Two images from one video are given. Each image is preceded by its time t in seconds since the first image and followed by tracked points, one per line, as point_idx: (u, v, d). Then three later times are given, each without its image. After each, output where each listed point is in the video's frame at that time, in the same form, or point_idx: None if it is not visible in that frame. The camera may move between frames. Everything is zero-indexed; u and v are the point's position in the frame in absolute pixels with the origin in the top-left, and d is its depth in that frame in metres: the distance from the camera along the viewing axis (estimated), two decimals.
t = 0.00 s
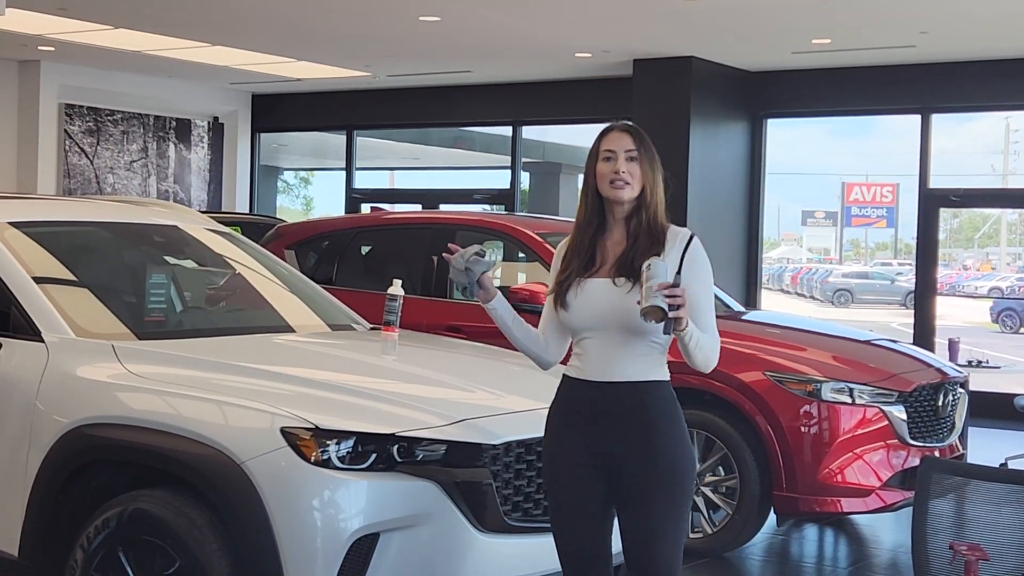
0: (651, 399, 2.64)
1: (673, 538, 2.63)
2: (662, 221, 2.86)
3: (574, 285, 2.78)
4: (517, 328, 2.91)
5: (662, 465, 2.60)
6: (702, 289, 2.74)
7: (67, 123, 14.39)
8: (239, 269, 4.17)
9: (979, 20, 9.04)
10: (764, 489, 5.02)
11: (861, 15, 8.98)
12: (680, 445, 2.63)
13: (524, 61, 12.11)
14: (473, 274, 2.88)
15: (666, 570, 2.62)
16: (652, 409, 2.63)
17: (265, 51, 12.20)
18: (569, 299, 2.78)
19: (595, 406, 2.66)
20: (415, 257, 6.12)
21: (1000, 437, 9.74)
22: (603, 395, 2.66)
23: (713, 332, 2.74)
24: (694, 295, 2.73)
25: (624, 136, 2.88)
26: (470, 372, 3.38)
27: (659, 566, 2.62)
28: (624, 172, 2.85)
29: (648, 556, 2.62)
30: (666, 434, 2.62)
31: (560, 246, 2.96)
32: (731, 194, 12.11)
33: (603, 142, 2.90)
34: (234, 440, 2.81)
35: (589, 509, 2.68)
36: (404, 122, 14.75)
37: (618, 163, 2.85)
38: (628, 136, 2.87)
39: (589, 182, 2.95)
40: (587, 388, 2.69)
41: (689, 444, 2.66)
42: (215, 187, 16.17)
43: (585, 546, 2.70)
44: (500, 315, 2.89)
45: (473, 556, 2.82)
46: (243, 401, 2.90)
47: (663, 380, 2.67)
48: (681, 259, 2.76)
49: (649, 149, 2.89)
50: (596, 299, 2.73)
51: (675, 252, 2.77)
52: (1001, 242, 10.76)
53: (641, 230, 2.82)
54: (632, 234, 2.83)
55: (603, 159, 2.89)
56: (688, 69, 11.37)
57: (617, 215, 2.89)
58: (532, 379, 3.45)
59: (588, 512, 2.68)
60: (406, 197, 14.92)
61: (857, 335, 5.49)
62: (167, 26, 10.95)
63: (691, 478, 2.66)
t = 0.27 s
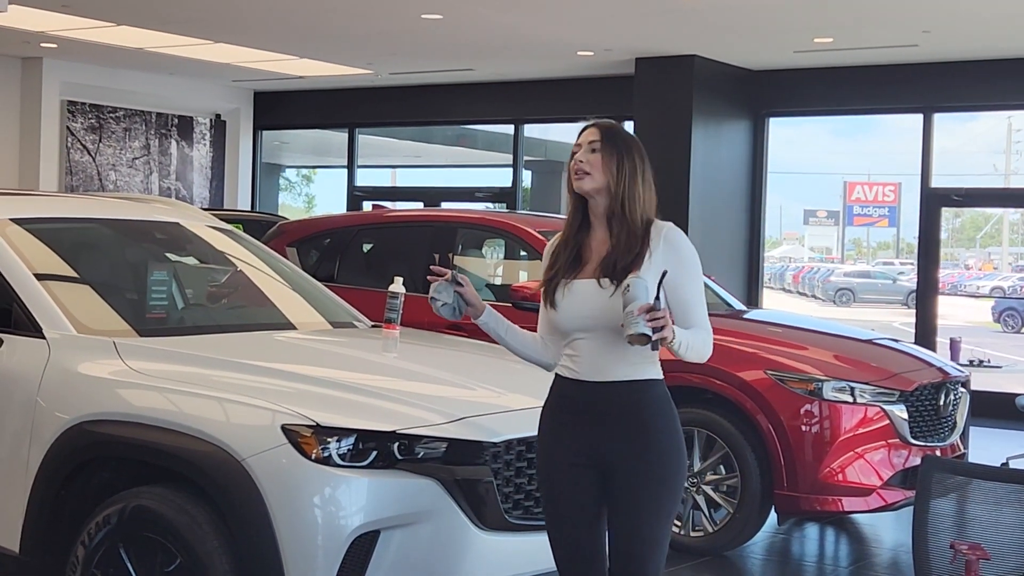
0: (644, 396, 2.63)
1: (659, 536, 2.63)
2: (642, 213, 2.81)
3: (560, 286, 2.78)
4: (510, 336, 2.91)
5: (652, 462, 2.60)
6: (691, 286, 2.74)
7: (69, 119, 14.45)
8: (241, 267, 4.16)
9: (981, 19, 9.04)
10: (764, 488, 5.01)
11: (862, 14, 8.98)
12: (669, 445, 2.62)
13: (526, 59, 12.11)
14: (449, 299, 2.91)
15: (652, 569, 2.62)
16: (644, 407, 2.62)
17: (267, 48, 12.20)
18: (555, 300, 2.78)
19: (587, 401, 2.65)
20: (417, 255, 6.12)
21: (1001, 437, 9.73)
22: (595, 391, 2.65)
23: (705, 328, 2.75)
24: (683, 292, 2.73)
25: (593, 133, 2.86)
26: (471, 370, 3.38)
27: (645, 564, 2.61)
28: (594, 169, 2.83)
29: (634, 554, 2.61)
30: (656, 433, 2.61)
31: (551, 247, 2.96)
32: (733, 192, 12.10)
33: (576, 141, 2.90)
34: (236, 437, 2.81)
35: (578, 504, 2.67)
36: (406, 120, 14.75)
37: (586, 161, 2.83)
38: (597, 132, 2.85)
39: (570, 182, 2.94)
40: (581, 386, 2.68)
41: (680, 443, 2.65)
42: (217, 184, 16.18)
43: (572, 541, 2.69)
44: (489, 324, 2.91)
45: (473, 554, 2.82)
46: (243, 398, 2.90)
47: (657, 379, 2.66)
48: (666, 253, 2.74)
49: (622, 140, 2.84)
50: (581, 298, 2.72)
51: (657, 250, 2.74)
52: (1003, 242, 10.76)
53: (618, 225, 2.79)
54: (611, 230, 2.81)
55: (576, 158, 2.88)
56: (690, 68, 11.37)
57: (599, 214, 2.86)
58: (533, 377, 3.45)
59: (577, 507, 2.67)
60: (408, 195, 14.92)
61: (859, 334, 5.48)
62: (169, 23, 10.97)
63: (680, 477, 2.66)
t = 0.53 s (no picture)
0: (645, 396, 2.63)
1: (657, 536, 2.63)
2: (629, 212, 2.78)
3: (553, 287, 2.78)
4: (503, 329, 2.91)
5: (652, 462, 2.59)
6: (684, 278, 2.70)
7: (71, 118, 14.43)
8: (243, 265, 4.16)
9: (984, 19, 9.04)
10: (766, 489, 5.01)
11: (865, 14, 8.98)
12: (670, 444, 2.62)
13: (528, 59, 12.11)
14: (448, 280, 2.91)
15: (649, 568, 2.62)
16: (645, 406, 2.62)
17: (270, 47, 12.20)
18: (549, 302, 2.78)
19: (588, 399, 2.65)
20: (419, 254, 6.12)
21: (1002, 437, 9.73)
22: (597, 390, 2.64)
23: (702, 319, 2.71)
24: (675, 285, 2.70)
25: (578, 133, 2.84)
26: (473, 369, 3.38)
27: (642, 563, 2.62)
28: (577, 169, 2.81)
29: (632, 553, 2.62)
30: (657, 432, 2.61)
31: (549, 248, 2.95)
32: (735, 192, 12.10)
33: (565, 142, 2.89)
34: (237, 436, 2.81)
35: (577, 501, 2.67)
36: (408, 119, 14.74)
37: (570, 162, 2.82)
38: (582, 132, 2.82)
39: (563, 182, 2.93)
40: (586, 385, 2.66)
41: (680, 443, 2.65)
42: (220, 183, 16.18)
43: (571, 539, 2.70)
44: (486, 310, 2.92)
45: (475, 553, 2.82)
46: (245, 397, 2.90)
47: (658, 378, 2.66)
48: (654, 250, 2.71)
49: (606, 137, 2.80)
50: (573, 300, 2.72)
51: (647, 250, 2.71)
52: (1005, 242, 10.79)
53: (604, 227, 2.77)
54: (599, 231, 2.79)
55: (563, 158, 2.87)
56: (692, 68, 11.36)
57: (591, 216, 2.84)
58: (534, 376, 3.45)
59: (575, 505, 2.67)
60: (411, 194, 14.93)
61: (861, 334, 5.48)
62: (171, 22, 10.96)
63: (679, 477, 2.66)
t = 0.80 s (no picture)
0: (651, 398, 2.62)
1: (667, 538, 2.62)
2: (629, 212, 2.77)
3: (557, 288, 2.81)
4: (521, 333, 2.95)
5: (657, 464, 2.59)
6: (683, 276, 2.68)
7: (73, 117, 14.42)
8: (245, 265, 4.17)
9: (987, 21, 9.04)
10: (767, 489, 5.01)
11: (867, 15, 8.97)
12: (676, 445, 2.61)
13: (531, 59, 12.10)
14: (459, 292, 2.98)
15: (661, 569, 2.61)
16: (651, 409, 2.62)
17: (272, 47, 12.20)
18: (553, 303, 2.81)
19: (592, 403, 2.65)
20: (420, 254, 6.12)
21: (1003, 438, 9.73)
22: (603, 393, 2.64)
23: (706, 319, 2.68)
24: (675, 284, 2.68)
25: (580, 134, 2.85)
26: (474, 369, 3.38)
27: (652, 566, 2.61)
28: (579, 171, 2.82)
29: (642, 555, 2.61)
30: (662, 434, 2.60)
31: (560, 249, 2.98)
32: (736, 193, 12.09)
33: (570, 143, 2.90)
34: (239, 436, 2.81)
35: (585, 504, 2.68)
36: (410, 119, 14.74)
37: (571, 163, 2.83)
38: (584, 134, 2.83)
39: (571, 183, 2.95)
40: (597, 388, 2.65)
41: (687, 444, 2.64)
42: (221, 183, 16.19)
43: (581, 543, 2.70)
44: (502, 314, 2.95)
45: (476, 553, 2.82)
46: (245, 396, 2.90)
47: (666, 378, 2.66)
48: (653, 250, 2.69)
49: (606, 138, 2.80)
50: (575, 302, 2.74)
51: (646, 248, 2.70)
52: (1007, 244, 10.84)
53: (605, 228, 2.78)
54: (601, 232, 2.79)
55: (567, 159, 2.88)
56: (694, 69, 11.36)
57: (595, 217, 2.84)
58: (535, 377, 3.45)
59: (584, 508, 2.68)
60: (412, 194, 14.93)
61: (862, 335, 5.48)
62: (173, 21, 10.96)
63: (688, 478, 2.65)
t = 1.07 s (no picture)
0: (666, 397, 2.63)
1: (695, 532, 2.64)
2: (652, 216, 2.77)
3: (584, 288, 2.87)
4: (542, 331, 3.03)
5: (679, 461, 2.60)
6: (703, 281, 2.69)
7: (74, 117, 14.40)
8: (245, 266, 4.17)
9: (988, 22, 9.03)
10: (768, 490, 5.02)
11: (868, 16, 8.97)
12: (695, 440, 2.63)
13: (531, 59, 12.10)
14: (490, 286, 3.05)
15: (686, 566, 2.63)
16: (669, 408, 2.63)
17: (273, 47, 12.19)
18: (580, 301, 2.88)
19: (607, 406, 2.66)
20: (421, 255, 6.12)
21: (1004, 440, 9.71)
22: (619, 397, 2.65)
23: (723, 326, 2.69)
24: (696, 289, 2.69)
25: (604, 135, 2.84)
26: (474, 370, 3.37)
27: (684, 561, 2.63)
28: (602, 174, 2.83)
29: (673, 551, 2.63)
30: (680, 430, 2.61)
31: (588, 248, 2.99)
32: (737, 194, 12.09)
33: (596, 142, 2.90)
34: (238, 436, 2.81)
35: (608, 507, 2.69)
36: (410, 120, 14.74)
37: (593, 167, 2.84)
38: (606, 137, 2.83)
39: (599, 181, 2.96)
40: (616, 390, 2.66)
41: (706, 437, 2.66)
42: (222, 183, 16.19)
43: (607, 545, 2.71)
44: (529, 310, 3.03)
45: (476, 554, 2.82)
46: (245, 397, 2.90)
47: (684, 380, 2.67)
48: (675, 255, 2.71)
49: (628, 140, 2.79)
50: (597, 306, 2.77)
51: (668, 252, 2.72)
52: (1008, 245, 10.85)
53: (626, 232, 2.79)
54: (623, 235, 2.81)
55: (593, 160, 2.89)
56: (695, 70, 11.36)
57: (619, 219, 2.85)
58: (535, 377, 3.44)
59: (608, 510, 2.69)
60: (413, 195, 14.92)
61: (862, 336, 5.47)
62: (174, 21, 10.96)
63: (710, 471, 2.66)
